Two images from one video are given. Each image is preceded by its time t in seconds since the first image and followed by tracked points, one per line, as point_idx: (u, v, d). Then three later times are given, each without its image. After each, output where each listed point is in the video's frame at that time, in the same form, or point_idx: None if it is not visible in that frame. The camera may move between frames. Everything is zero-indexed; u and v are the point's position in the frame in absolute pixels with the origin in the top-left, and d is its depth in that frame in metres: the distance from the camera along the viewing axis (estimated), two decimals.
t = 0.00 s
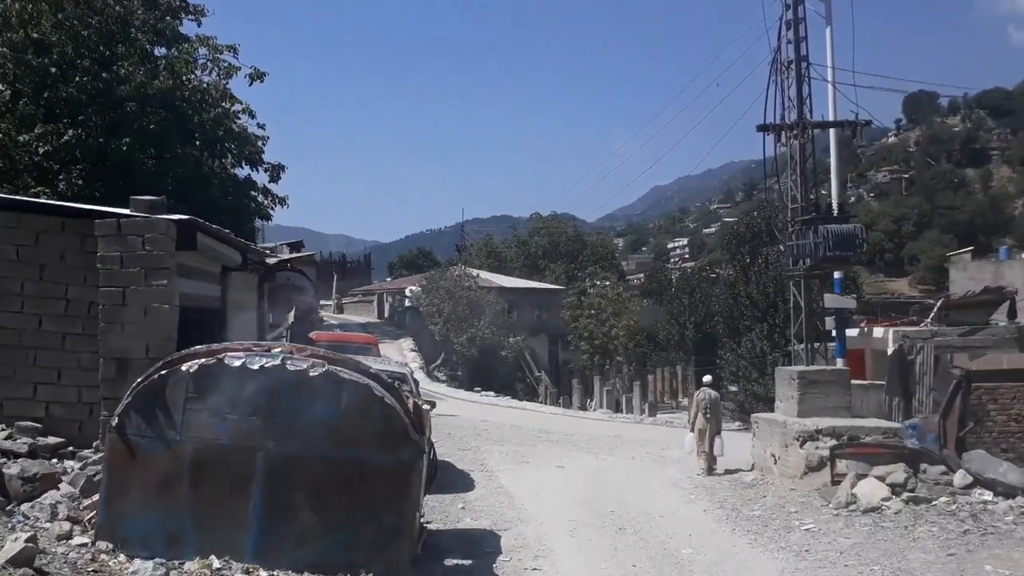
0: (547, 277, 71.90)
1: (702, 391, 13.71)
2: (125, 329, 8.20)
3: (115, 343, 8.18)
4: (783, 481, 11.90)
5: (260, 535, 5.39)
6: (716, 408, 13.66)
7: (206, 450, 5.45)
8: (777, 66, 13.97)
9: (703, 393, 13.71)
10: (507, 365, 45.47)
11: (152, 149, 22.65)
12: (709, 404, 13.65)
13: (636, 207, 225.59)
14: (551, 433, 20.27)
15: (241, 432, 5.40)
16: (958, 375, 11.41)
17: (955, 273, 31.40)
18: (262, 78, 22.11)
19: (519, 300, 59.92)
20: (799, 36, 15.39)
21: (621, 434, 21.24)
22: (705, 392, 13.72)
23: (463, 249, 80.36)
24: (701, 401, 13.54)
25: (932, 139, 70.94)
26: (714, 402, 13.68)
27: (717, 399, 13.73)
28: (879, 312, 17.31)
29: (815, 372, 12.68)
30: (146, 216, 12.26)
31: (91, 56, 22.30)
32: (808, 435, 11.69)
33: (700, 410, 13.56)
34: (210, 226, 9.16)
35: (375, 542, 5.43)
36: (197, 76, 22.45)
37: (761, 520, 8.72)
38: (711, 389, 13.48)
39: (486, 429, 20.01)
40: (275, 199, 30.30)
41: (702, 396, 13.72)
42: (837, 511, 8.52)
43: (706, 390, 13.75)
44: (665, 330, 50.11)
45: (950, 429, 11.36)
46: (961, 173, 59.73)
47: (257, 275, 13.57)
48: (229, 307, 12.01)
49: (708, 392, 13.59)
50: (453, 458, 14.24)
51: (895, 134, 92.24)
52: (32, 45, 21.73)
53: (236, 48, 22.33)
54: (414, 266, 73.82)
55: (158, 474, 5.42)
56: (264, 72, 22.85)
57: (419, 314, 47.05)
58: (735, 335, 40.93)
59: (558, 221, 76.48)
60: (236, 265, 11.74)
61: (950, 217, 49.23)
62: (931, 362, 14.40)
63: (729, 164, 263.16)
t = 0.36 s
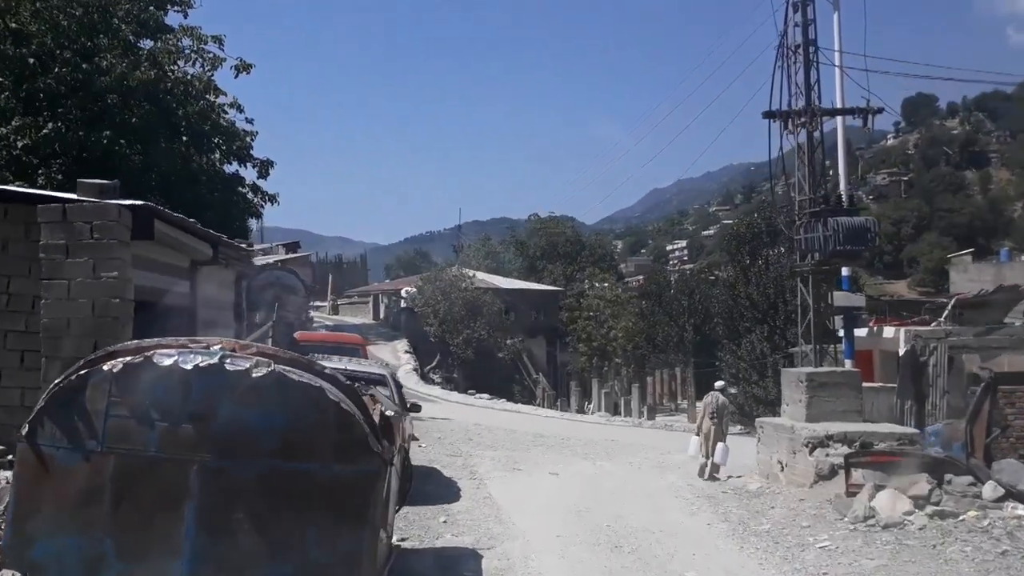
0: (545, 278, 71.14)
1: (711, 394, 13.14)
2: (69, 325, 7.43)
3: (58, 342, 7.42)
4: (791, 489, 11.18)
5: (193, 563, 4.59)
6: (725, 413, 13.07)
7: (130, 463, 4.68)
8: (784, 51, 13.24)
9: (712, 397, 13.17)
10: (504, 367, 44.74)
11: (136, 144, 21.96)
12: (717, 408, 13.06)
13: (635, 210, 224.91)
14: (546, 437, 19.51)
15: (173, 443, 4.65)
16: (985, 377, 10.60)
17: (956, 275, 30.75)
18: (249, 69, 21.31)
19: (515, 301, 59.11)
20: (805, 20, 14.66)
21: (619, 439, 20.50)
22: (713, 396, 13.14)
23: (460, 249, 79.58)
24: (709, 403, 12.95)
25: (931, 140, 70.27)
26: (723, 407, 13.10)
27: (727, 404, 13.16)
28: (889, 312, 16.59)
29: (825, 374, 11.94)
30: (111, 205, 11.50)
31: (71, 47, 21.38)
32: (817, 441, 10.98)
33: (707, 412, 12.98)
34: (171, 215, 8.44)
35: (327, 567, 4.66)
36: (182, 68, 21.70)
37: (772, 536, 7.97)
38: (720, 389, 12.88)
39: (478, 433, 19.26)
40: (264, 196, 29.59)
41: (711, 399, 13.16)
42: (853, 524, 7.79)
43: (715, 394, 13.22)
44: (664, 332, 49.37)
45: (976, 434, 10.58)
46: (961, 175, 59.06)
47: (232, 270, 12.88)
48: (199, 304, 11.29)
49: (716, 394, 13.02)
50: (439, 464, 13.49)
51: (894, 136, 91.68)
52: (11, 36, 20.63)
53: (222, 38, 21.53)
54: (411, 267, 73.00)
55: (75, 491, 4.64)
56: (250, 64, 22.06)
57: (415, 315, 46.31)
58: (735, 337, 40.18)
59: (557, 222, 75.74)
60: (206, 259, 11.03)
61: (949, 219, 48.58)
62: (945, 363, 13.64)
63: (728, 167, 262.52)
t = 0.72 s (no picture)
0: (542, 277, 70.39)
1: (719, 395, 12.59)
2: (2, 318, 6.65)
3: None
4: (800, 498, 10.45)
5: None
6: (734, 414, 12.45)
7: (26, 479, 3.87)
8: (792, 30, 12.51)
9: (721, 397, 12.59)
10: (500, 367, 44.02)
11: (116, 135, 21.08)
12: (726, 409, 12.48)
13: (634, 210, 224.27)
14: (541, 441, 18.78)
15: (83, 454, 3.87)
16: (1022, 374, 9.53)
17: (957, 275, 30.12)
18: (234, 57, 20.53)
19: (512, 300, 58.34)
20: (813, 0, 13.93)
21: (617, 441, 19.78)
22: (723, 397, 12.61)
23: (457, 248, 78.85)
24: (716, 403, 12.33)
25: (930, 139, 69.73)
26: (732, 407, 12.49)
27: (737, 405, 12.53)
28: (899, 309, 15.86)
29: (836, 374, 11.20)
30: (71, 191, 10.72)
31: (48, 33, 20.50)
32: (829, 446, 10.24)
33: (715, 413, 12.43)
34: (126, 197, 7.72)
35: None
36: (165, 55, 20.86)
37: (786, 552, 7.25)
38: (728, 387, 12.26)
39: (470, 435, 18.54)
40: (252, 191, 28.85)
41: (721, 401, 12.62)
42: (875, 539, 7.07)
43: (723, 392, 12.49)
44: (662, 331, 48.67)
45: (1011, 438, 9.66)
46: (960, 175, 58.42)
47: (203, 262, 12.19)
48: (164, 297, 10.49)
49: (724, 393, 12.43)
50: (425, 469, 12.74)
51: (892, 136, 91.07)
52: None
53: (206, 24, 20.71)
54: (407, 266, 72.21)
55: None
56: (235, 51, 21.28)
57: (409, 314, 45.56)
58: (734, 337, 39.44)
59: (554, 221, 75.01)
60: (171, 250, 10.22)
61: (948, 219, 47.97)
62: (960, 362, 12.86)
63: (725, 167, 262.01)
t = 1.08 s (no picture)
0: (540, 275, 69.64)
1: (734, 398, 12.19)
2: None
3: None
4: (812, 506, 9.72)
5: None
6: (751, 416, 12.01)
7: None
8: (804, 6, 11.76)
9: (738, 399, 12.18)
10: (497, 366, 43.27)
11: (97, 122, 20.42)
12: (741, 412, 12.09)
13: (632, 210, 223.70)
14: (535, 441, 17.99)
15: (59, 495, 2.76)
16: None
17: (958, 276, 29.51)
18: (219, 42, 19.76)
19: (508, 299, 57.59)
20: None
21: (616, 443, 19.00)
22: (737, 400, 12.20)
23: (454, 245, 78.02)
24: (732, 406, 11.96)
25: (929, 138, 69.02)
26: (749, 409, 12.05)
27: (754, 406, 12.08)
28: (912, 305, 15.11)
29: (852, 373, 10.47)
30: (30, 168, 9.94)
31: (27, 17, 19.67)
32: (846, 450, 9.50)
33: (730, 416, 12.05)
34: (75, 172, 7.03)
35: None
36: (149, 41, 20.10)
37: (805, 570, 6.51)
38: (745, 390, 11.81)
39: (462, 436, 17.77)
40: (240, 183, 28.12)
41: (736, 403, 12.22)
42: (907, 555, 6.61)
43: (740, 395, 12.14)
44: (660, 331, 47.96)
45: None
46: (959, 176, 57.77)
47: (177, 249, 11.49)
48: (128, 285, 9.74)
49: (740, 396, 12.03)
50: (411, 472, 11.95)
51: (891, 137, 90.46)
52: None
53: (190, 8, 19.87)
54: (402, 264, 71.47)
55: None
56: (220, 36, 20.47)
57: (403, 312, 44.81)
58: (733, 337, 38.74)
59: (552, 219, 74.25)
60: (136, 236, 9.43)
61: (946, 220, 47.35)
62: (981, 362, 12.14)
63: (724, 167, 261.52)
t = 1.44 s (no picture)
0: (538, 273, 68.96)
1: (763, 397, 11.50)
2: None
3: None
4: (830, 512, 9.04)
5: None
6: (779, 417, 11.27)
7: None
8: None
9: (767, 399, 11.44)
10: (495, 365, 42.60)
11: (78, 111, 19.76)
12: (769, 412, 11.40)
13: (631, 209, 223.08)
14: (532, 442, 17.28)
15: (57, 508, 2.04)
16: None
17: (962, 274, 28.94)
18: (205, 28, 18.97)
19: (506, 297, 56.90)
20: None
21: (617, 443, 18.32)
22: (766, 400, 11.51)
23: (451, 243, 77.33)
24: (760, 405, 11.24)
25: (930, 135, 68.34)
26: (778, 410, 11.31)
27: (783, 407, 11.34)
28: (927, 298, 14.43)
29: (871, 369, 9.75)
30: None
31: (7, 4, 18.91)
32: (867, 452, 8.79)
33: (757, 415, 11.34)
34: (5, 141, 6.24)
35: None
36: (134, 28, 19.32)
37: None
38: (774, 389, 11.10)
39: (456, 436, 17.07)
40: (231, 176, 27.43)
41: (765, 403, 11.52)
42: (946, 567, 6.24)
43: (768, 394, 11.41)
44: (659, 330, 47.33)
45: None
46: (959, 175, 57.28)
47: (149, 237, 10.68)
48: (94, 275, 9.01)
49: (769, 395, 11.32)
50: (400, 475, 11.25)
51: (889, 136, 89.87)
52: None
53: None
54: (399, 262, 70.81)
55: None
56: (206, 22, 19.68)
57: (400, 310, 44.14)
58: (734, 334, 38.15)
59: (550, 216, 73.60)
60: (99, 221, 8.67)
61: (947, 218, 46.82)
62: (1004, 356, 11.43)
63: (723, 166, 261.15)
